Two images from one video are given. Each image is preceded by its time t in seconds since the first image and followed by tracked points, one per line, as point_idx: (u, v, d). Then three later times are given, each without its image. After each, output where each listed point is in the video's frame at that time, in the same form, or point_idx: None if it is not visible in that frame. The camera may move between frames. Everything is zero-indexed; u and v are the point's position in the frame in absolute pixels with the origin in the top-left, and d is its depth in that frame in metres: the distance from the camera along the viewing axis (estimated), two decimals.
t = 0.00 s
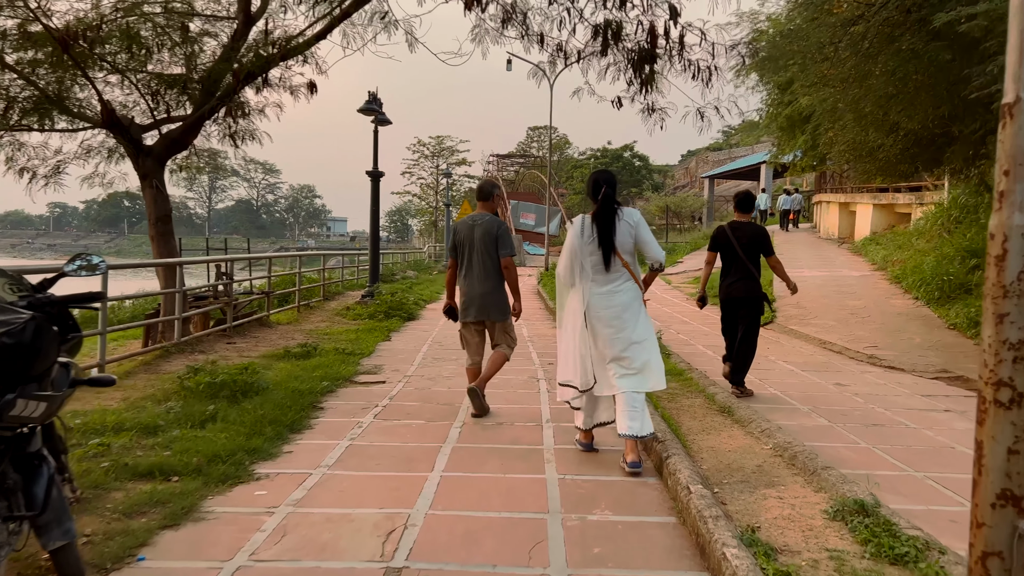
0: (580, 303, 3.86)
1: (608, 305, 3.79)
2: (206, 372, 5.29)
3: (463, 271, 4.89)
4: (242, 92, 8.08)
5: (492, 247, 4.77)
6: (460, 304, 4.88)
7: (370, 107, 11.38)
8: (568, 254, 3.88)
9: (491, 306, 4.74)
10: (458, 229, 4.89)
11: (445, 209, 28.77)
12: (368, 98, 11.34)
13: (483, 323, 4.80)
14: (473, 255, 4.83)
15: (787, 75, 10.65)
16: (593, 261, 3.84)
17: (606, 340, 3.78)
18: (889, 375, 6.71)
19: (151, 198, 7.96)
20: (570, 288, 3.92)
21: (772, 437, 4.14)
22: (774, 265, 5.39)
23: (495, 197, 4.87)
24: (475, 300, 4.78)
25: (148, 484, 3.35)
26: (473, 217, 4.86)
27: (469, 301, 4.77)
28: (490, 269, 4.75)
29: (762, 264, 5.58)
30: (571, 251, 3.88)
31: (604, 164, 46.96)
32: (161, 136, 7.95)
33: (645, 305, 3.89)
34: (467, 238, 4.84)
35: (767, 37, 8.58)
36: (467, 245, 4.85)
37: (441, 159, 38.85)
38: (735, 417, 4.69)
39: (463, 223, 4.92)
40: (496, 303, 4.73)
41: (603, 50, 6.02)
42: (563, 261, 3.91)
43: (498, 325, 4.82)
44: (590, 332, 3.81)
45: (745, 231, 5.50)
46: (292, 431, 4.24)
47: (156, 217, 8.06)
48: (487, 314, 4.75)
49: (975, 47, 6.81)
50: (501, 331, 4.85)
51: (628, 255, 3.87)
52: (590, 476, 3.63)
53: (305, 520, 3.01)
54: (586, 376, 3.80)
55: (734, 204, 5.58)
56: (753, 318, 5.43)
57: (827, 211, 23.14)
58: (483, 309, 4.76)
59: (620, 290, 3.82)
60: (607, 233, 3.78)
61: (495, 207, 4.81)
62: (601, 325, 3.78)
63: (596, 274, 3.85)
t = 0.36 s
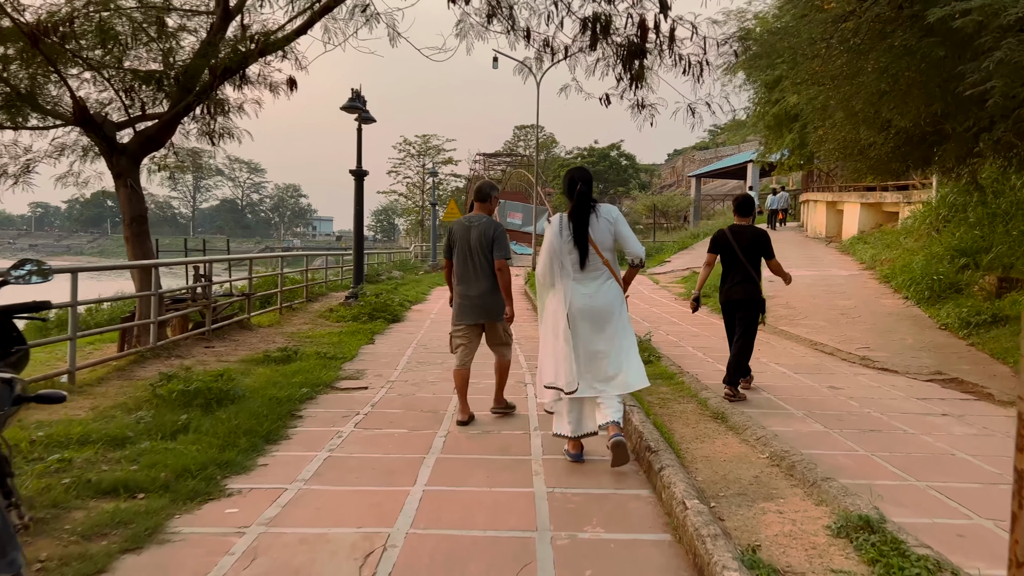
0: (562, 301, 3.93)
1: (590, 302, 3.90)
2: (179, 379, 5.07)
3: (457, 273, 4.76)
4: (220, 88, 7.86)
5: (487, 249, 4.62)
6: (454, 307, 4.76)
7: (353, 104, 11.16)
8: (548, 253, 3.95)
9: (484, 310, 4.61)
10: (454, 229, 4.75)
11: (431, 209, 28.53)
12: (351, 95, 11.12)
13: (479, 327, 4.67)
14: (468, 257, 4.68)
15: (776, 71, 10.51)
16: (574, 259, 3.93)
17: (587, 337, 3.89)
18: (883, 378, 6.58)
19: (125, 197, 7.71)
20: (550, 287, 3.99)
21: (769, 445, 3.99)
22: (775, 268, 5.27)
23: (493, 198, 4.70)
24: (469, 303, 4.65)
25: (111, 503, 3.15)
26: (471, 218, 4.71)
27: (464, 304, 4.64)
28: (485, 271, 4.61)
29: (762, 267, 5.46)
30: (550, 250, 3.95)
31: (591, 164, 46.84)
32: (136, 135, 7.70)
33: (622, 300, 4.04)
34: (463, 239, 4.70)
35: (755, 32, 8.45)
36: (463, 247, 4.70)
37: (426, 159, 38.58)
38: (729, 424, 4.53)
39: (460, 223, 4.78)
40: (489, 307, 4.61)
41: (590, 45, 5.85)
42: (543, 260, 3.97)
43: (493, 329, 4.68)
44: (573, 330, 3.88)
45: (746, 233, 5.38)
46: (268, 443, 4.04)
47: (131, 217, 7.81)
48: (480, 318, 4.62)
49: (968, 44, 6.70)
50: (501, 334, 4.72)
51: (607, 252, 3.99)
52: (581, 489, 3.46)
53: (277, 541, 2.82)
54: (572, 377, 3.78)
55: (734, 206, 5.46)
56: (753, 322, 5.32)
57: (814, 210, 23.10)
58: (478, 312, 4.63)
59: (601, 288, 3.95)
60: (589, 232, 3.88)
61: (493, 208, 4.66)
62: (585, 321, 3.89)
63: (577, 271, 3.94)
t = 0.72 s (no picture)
0: (548, 301, 3.80)
1: (577, 300, 3.77)
2: (157, 385, 4.87)
3: (461, 277, 4.63)
4: (201, 83, 7.65)
5: (491, 255, 4.47)
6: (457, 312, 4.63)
7: (339, 101, 10.97)
8: (534, 251, 3.84)
9: (487, 316, 4.48)
10: (458, 233, 4.61)
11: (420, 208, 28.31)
12: (337, 91, 10.92)
13: (482, 332, 4.53)
14: (471, 261, 4.54)
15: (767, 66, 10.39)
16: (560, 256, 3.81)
17: (575, 336, 3.76)
18: (881, 379, 6.45)
19: (103, 196, 7.50)
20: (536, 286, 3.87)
21: (771, 451, 3.83)
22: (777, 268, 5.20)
23: (499, 202, 4.55)
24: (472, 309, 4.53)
25: (79, 519, 2.97)
26: (475, 222, 4.57)
27: (467, 310, 4.52)
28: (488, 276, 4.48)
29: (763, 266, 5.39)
30: (536, 248, 3.83)
31: (580, 163, 46.72)
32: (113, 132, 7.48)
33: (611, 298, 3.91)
34: (467, 243, 4.56)
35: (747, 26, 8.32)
36: (466, 251, 4.56)
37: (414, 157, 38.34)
38: (728, 428, 4.39)
39: (464, 226, 4.64)
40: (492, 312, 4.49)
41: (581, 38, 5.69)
42: (529, 258, 3.85)
43: (495, 335, 4.55)
44: (561, 328, 3.75)
45: (749, 231, 5.30)
46: (248, 452, 3.86)
47: (110, 216, 7.60)
48: (482, 324, 4.49)
49: (965, 38, 6.59)
50: (501, 342, 4.58)
51: (595, 249, 3.86)
52: (577, 500, 3.29)
53: (255, 561, 2.64)
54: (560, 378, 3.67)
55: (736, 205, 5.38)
56: (754, 322, 5.26)
57: (804, 208, 23.06)
58: (480, 318, 4.49)
59: (590, 285, 3.83)
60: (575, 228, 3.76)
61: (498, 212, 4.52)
62: (571, 321, 3.76)
63: (563, 269, 3.82)
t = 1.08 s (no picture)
0: (546, 303, 3.61)
1: (575, 302, 3.60)
2: (140, 391, 4.68)
3: (472, 276, 4.49)
4: (188, 79, 7.45)
5: (504, 253, 4.37)
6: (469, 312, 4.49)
7: (331, 98, 10.77)
8: (530, 251, 3.66)
9: (503, 315, 4.37)
10: (469, 230, 4.48)
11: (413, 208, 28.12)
12: (328, 89, 10.72)
13: (498, 332, 4.43)
14: (483, 260, 4.42)
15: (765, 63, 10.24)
16: (558, 257, 3.64)
17: (572, 338, 3.58)
18: (886, 381, 6.30)
19: (87, 195, 7.29)
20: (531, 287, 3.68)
21: (780, 459, 3.67)
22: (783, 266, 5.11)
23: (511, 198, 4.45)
24: (486, 307, 4.40)
25: (49, 538, 2.78)
26: (487, 220, 4.45)
27: (481, 309, 4.40)
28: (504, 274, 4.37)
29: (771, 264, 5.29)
30: (531, 248, 3.66)
31: (574, 164, 46.57)
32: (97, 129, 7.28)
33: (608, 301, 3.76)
34: (479, 241, 4.44)
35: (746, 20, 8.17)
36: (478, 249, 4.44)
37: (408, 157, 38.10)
38: (735, 434, 4.22)
39: (475, 224, 4.51)
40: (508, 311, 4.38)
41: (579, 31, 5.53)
42: (524, 259, 3.67)
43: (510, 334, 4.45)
44: (558, 330, 3.57)
45: (758, 228, 5.21)
46: (233, 463, 3.68)
47: (94, 215, 7.39)
48: (498, 323, 4.38)
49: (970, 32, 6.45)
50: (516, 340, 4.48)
51: (592, 250, 3.72)
52: (579, 513, 3.12)
53: None
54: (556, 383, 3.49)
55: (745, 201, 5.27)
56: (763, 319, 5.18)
57: (801, 207, 22.93)
58: (496, 317, 4.38)
59: (588, 287, 3.67)
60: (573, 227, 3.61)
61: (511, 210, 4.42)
62: (569, 322, 3.57)
63: (562, 270, 3.64)
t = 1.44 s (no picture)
0: (543, 306, 3.45)
1: (572, 305, 3.43)
2: (125, 395, 4.50)
3: (484, 270, 4.30)
4: (180, 73, 7.27)
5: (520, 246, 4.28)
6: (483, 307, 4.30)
7: (326, 95, 10.60)
8: (527, 252, 3.49)
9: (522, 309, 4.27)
10: (482, 223, 4.30)
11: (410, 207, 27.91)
12: (324, 85, 10.55)
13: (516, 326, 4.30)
14: (499, 253, 4.27)
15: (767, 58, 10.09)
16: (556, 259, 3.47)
17: (569, 344, 3.43)
18: (895, 382, 6.15)
19: (74, 192, 7.12)
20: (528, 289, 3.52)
21: (792, 465, 3.52)
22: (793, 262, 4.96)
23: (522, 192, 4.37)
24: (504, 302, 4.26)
25: (21, 554, 2.60)
26: (497, 213, 4.31)
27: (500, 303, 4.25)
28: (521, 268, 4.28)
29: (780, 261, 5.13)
30: (529, 248, 3.49)
31: (572, 162, 46.40)
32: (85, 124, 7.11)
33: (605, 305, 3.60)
34: (493, 233, 4.28)
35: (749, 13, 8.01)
36: (490, 243, 4.28)
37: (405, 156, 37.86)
38: (743, 439, 4.07)
39: (483, 217, 4.33)
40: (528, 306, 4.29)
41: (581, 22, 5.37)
42: (521, 259, 3.50)
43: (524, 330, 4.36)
44: (555, 335, 3.41)
45: (769, 225, 5.05)
46: (219, 472, 3.50)
47: (83, 213, 7.21)
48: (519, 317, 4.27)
49: (979, 24, 6.30)
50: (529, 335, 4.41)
51: (591, 252, 3.55)
52: (584, 525, 2.96)
53: None
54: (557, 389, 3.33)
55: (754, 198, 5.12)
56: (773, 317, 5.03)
57: (801, 205, 22.78)
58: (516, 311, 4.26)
59: (586, 289, 3.50)
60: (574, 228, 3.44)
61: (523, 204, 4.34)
62: (566, 327, 3.42)
63: (560, 273, 3.48)
